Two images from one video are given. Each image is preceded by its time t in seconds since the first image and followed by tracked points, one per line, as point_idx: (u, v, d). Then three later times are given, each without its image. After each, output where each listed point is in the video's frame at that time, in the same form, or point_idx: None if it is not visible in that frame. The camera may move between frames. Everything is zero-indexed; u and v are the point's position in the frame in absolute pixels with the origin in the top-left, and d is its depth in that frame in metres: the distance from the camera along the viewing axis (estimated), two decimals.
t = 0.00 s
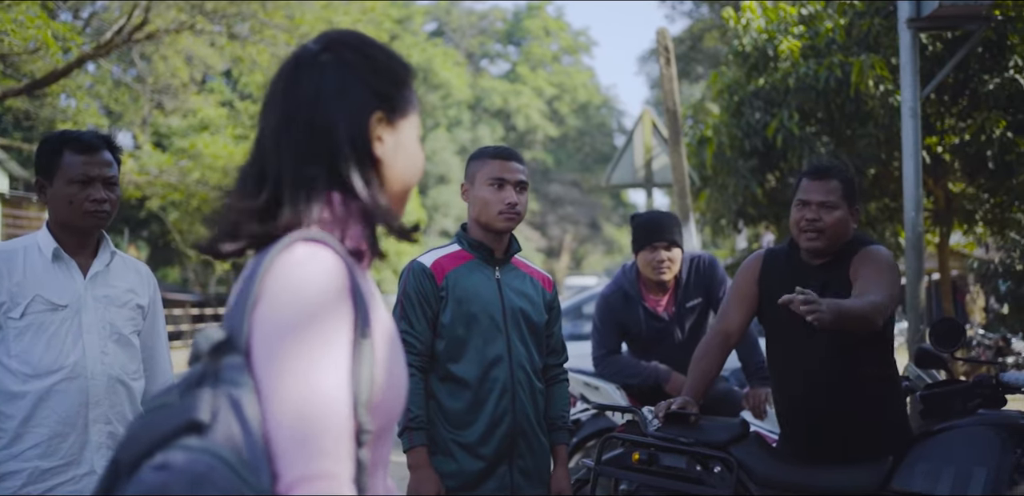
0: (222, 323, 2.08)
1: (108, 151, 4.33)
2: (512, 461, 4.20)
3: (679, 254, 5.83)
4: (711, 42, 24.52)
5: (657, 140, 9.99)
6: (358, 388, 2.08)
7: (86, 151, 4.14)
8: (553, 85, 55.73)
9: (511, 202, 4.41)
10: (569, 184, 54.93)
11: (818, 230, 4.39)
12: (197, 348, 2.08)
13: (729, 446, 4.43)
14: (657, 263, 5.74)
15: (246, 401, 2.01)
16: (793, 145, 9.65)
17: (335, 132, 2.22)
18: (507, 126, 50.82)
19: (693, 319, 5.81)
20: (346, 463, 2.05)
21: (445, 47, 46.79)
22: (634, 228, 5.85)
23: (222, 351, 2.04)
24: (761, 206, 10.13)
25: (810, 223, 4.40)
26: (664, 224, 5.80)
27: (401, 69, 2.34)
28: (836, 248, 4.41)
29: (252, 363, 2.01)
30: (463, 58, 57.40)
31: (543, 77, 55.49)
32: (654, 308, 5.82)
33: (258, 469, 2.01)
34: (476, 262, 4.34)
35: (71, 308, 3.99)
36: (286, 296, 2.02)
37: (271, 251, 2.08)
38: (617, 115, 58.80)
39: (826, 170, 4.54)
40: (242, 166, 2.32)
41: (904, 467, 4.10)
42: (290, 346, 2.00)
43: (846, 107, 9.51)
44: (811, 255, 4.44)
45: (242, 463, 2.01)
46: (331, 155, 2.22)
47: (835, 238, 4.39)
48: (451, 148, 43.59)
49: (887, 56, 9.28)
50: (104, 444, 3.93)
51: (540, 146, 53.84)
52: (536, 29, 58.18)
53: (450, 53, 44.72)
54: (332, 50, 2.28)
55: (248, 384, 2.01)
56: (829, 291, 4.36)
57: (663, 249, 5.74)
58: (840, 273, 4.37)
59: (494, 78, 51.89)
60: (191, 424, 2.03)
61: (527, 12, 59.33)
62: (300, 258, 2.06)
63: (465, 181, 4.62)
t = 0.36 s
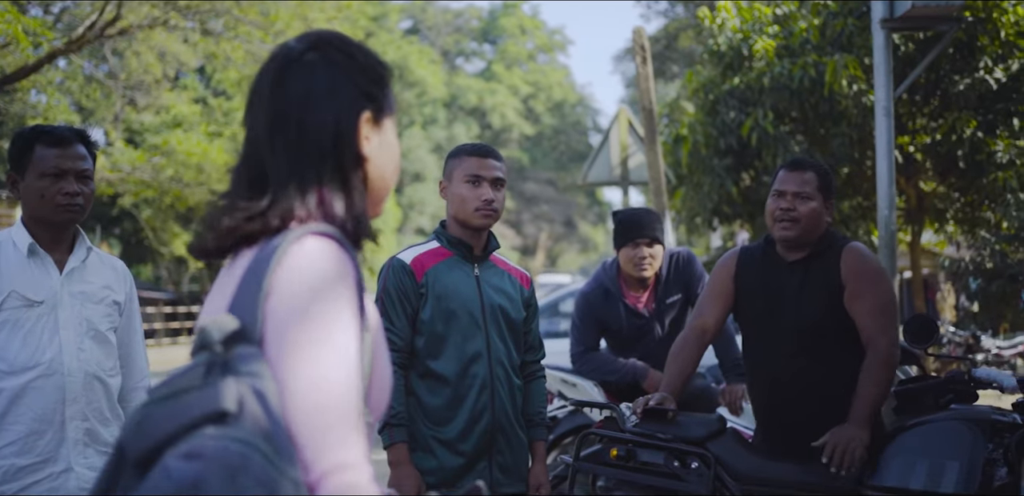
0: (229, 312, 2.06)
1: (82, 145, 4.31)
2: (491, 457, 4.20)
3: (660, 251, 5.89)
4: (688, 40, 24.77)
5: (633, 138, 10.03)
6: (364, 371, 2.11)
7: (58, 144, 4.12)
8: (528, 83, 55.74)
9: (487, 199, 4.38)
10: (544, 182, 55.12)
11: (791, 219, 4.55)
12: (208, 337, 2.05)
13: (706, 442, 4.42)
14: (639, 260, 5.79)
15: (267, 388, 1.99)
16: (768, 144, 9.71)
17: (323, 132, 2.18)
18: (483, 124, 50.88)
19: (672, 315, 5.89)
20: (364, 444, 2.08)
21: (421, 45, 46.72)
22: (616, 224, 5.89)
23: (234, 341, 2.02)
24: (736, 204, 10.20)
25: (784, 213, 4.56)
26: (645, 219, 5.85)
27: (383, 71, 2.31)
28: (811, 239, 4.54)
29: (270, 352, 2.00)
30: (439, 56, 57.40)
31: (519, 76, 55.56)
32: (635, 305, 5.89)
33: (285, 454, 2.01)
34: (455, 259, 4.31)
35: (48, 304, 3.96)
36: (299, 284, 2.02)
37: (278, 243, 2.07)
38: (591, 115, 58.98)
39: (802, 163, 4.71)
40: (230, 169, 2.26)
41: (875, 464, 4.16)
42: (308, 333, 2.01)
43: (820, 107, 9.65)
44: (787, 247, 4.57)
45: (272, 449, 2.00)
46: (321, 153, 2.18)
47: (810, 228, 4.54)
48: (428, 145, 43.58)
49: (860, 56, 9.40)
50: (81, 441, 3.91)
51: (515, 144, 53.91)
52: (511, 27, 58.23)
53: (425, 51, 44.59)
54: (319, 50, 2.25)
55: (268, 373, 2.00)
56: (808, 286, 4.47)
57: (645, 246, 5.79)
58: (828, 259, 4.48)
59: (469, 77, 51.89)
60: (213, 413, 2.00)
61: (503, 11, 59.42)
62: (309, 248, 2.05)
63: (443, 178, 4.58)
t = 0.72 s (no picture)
0: (210, 303, 1.88)
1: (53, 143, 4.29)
2: (469, 454, 4.15)
3: (637, 248, 5.94)
4: (663, 40, 25.02)
5: (609, 137, 10.06)
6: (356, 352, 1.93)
7: (30, 140, 4.10)
8: (504, 82, 55.75)
9: (464, 196, 4.34)
10: (518, 182, 55.19)
11: (771, 219, 4.58)
12: (190, 328, 1.88)
13: (683, 439, 4.44)
14: (615, 257, 5.83)
15: (256, 375, 1.82)
16: (742, 144, 9.84)
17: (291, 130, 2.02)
18: (458, 122, 50.83)
19: (647, 313, 5.94)
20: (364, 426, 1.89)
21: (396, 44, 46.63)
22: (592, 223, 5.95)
23: (218, 333, 1.85)
24: (711, 204, 10.27)
25: (764, 213, 4.60)
26: (619, 218, 5.91)
27: (368, 67, 2.11)
28: (789, 237, 4.57)
29: (255, 339, 1.83)
30: (414, 55, 57.36)
31: (495, 75, 55.58)
32: (611, 302, 5.91)
33: (283, 442, 1.83)
34: (433, 256, 4.25)
35: (21, 301, 3.92)
36: (277, 268, 1.85)
37: (257, 232, 1.89)
38: (565, 115, 59.13)
39: (782, 163, 4.76)
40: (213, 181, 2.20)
41: (851, 462, 4.16)
42: (293, 317, 1.83)
43: (794, 107, 9.75)
44: (767, 245, 4.60)
45: (271, 433, 1.83)
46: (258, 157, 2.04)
47: (790, 227, 4.57)
48: (402, 145, 43.53)
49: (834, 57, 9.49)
50: (55, 439, 3.87)
51: (490, 143, 53.83)
52: (487, 26, 58.28)
53: (402, 50, 44.50)
54: (299, 49, 2.09)
55: (255, 362, 1.82)
56: (787, 283, 4.51)
57: (622, 243, 5.84)
58: (805, 257, 4.51)
59: (444, 76, 51.86)
60: (205, 403, 1.84)
61: (479, 10, 59.45)
62: (290, 234, 1.89)
63: (421, 175, 4.54)
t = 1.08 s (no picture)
0: (217, 300, 1.90)
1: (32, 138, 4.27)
2: (449, 453, 4.08)
3: (612, 244, 5.96)
4: (642, 38, 25.16)
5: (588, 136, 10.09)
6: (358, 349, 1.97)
7: (9, 135, 4.08)
8: (483, 82, 55.69)
9: (443, 193, 4.31)
10: (496, 182, 55.21)
11: (752, 218, 4.60)
12: (197, 323, 1.90)
13: (663, 436, 4.44)
14: (592, 253, 5.85)
15: (264, 374, 1.85)
16: (720, 144, 9.90)
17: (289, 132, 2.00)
18: (437, 121, 50.71)
19: (626, 310, 5.96)
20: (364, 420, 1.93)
21: (375, 43, 46.50)
22: (568, 219, 5.97)
23: (225, 331, 1.87)
24: (689, 203, 10.33)
25: (745, 211, 4.61)
26: (595, 215, 5.93)
27: (346, 66, 2.13)
28: (772, 235, 4.59)
29: (265, 338, 1.85)
30: (393, 54, 57.30)
31: (474, 75, 55.58)
32: (588, 299, 5.92)
33: (287, 438, 1.87)
34: (414, 254, 4.21)
35: None
36: (285, 269, 1.86)
37: (265, 231, 1.91)
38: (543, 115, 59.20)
39: (761, 161, 4.76)
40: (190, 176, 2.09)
41: (830, 460, 4.17)
42: (301, 319, 1.85)
43: (772, 107, 9.83)
44: (749, 243, 4.62)
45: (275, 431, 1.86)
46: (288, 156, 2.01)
47: (771, 225, 4.59)
48: (381, 144, 43.40)
49: (812, 57, 9.53)
50: (32, 438, 3.83)
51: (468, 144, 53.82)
52: (465, 26, 58.27)
53: (380, 49, 44.42)
54: (281, 47, 2.07)
55: (263, 361, 1.85)
56: (766, 282, 4.53)
57: (598, 239, 5.86)
58: (785, 254, 4.53)
59: (422, 76, 51.83)
60: (211, 399, 1.87)
61: (458, 9, 59.45)
62: (299, 235, 1.90)
63: (401, 172, 4.48)
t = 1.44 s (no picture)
0: (205, 293, 1.80)
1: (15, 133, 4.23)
2: (438, 450, 4.08)
3: (595, 244, 5.97)
4: (628, 38, 25.33)
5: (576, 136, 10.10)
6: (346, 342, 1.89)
7: None
8: (469, 81, 55.59)
9: (431, 190, 4.28)
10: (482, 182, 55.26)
11: (740, 215, 4.61)
12: (185, 316, 1.79)
13: (652, 433, 4.42)
14: (575, 253, 5.87)
15: (258, 367, 1.76)
16: (707, 143, 9.93)
17: (265, 125, 1.94)
18: (424, 121, 50.71)
19: (610, 309, 5.97)
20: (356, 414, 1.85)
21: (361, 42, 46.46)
22: (551, 218, 5.98)
23: (216, 323, 1.77)
24: (676, 202, 10.36)
25: (733, 208, 4.63)
26: (579, 215, 5.95)
27: (338, 61, 2.06)
28: (760, 233, 4.62)
29: (256, 330, 1.77)
30: (380, 52, 57.24)
31: (461, 74, 55.58)
32: (572, 298, 5.96)
33: (282, 433, 1.78)
34: (403, 251, 4.17)
35: None
36: (275, 260, 1.79)
37: (252, 224, 1.83)
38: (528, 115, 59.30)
39: (750, 158, 4.80)
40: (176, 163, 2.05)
41: (816, 455, 4.20)
42: (292, 308, 1.78)
43: (758, 106, 9.87)
44: (736, 240, 4.64)
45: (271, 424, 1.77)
46: (264, 148, 1.95)
47: (758, 222, 4.61)
48: (366, 143, 43.39)
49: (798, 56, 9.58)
50: (15, 437, 3.76)
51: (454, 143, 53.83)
52: (452, 25, 58.29)
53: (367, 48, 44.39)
54: (272, 38, 2.01)
55: (256, 355, 1.76)
56: (754, 279, 4.55)
57: (581, 239, 5.88)
58: (772, 251, 4.56)
59: (409, 75, 51.80)
60: (203, 392, 1.76)
61: (444, 8, 59.47)
62: (290, 226, 1.83)
63: (390, 169, 4.47)
